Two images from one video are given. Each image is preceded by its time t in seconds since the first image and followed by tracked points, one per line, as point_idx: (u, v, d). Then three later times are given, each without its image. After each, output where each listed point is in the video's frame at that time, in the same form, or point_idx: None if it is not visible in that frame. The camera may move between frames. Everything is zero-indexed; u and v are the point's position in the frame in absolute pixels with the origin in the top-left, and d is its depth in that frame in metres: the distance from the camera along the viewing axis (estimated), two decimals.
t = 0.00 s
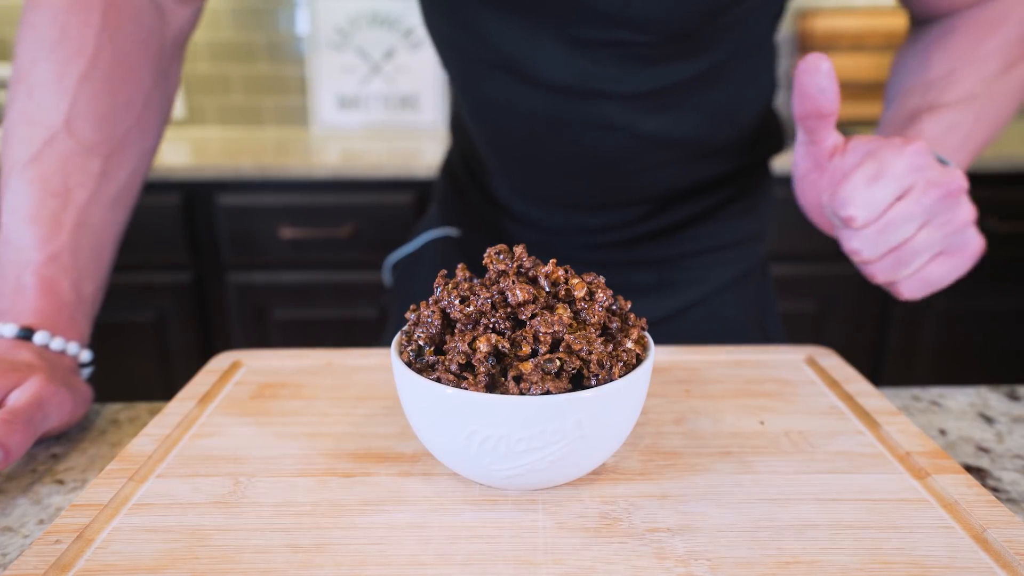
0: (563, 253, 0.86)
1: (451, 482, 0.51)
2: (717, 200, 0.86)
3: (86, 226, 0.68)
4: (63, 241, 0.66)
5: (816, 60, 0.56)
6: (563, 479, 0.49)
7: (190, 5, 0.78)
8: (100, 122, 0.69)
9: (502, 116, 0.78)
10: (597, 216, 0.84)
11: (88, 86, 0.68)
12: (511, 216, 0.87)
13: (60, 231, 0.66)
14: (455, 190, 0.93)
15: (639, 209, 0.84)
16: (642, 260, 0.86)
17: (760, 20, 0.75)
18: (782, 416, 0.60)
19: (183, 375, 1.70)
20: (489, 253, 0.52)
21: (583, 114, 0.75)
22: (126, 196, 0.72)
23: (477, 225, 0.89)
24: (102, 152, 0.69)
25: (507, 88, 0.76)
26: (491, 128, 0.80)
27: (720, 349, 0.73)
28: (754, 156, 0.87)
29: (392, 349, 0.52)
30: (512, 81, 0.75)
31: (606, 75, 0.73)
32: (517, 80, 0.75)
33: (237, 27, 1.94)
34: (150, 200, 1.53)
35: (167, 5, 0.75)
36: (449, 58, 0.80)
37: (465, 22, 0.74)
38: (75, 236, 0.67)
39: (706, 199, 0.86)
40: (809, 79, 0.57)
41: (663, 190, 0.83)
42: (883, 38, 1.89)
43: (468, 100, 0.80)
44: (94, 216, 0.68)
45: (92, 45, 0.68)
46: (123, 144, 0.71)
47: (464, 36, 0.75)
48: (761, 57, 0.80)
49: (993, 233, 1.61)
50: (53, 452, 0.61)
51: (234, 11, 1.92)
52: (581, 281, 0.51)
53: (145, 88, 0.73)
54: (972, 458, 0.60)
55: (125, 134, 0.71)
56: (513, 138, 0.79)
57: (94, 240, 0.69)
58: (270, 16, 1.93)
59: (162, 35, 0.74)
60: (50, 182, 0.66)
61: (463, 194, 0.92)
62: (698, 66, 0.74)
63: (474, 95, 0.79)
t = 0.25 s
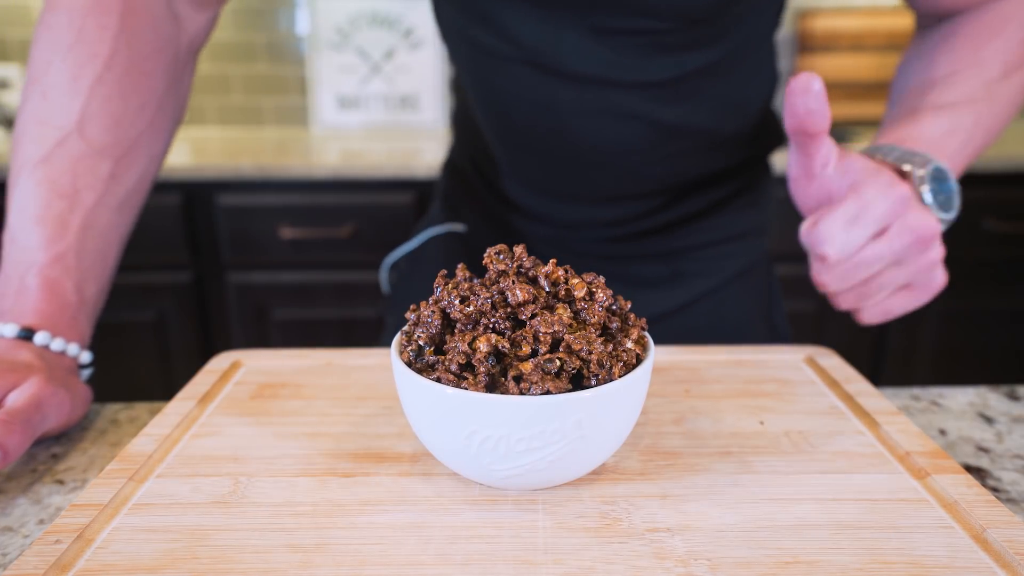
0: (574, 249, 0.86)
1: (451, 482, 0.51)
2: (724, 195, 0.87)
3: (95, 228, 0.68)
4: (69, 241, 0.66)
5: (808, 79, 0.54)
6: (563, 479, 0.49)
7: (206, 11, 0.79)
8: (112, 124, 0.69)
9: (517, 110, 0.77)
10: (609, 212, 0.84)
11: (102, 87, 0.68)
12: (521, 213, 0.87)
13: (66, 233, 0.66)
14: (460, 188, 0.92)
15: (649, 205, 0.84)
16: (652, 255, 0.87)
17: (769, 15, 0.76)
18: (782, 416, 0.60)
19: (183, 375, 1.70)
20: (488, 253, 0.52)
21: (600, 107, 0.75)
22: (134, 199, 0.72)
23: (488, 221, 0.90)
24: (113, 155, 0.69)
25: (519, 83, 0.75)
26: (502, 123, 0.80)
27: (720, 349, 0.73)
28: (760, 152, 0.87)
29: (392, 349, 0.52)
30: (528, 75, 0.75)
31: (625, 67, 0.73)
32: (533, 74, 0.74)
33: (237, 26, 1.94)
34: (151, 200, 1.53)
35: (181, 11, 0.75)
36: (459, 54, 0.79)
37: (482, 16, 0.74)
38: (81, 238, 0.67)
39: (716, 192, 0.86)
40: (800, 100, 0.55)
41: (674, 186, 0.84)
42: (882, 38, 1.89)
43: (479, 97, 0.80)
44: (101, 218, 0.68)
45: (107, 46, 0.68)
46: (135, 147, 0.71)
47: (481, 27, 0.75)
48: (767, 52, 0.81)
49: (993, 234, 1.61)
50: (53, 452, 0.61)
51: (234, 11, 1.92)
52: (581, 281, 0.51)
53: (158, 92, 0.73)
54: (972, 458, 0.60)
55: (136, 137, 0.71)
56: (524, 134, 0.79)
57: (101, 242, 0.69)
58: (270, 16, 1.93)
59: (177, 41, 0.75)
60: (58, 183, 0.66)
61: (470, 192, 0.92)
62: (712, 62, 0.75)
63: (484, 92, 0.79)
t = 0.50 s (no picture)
0: (583, 244, 0.84)
1: (451, 482, 0.51)
2: (731, 185, 0.87)
3: (98, 231, 0.68)
4: (71, 242, 0.66)
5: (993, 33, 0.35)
6: (563, 479, 0.49)
7: (215, 22, 0.79)
8: (117, 128, 0.69)
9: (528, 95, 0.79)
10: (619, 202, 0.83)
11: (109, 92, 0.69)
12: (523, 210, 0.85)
13: (69, 234, 0.66)
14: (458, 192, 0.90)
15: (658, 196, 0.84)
16: (663, 246, 0.85)
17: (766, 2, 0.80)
18: (782, 416, 0.60)
19: (183, 375, 1.70)
20: (489, 253, 0.52)
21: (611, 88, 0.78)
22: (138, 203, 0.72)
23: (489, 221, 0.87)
24: (117, 158, 0.69)
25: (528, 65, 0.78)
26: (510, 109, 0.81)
27: (721, 349, 0.73)
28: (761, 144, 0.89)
29: (392, 348, 0.52)
30: (540, 58, 0.77)
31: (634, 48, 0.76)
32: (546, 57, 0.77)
33: (237, 26, 1.94)
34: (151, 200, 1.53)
35: (189, 20, 0.75)
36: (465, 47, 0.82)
37: (495, 6, 0.78)
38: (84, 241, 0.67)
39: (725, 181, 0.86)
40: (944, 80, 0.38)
41: (682, 174, 0.84)
42: (882, 38, 1.89)
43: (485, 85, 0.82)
44: (104, 220, 0.68)
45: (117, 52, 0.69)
46: (136, 153, 0.71)
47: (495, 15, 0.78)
48: (766, 41, 0.84)
49: (993, 234, 1.60)
50: (53, 452, 0.61)
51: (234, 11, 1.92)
52: (581, 281, 0.51)
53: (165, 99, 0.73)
54: (972, 458, 0.60)
55: (141, 141, 0.71)
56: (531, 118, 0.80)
57: (103, 244, 0.68)
58: (271, 16, 1.93)
59: (183, 47, 0.74)
60: (63, 184, 0.66)
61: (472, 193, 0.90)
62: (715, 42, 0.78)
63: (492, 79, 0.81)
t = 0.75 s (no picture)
0: (581, 242, 0.84)
1: (451, 482, 0.51)
2: (720, 180, 0.89)
3: (98, 234, 0.68)
4: (70, 243, 0.66)
5: None
6: (562, 479, 0.49)
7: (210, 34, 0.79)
8: (114, 132, 0.69)
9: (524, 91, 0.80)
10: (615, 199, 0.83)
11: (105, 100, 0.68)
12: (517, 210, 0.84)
13: (68, 235, 0.66)
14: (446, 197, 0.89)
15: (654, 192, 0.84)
16: (658, 242, 0.86)
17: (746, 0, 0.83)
18: (782, 416, 0.60)
19: (183, 375, 1.70)
20: (489, 253, 0.52)
21: (606, 84, 0.79)
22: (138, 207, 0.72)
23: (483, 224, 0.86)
24: (114, 162, 0.69)
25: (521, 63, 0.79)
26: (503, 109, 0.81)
27: (721, 348, 0.73)
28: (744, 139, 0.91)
29: (392, 349, 0.52)
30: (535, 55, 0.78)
31: (627, 45, 0.77)
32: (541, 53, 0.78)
33: (238, 26, 1.94)
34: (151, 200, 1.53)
35: (184, 33, 0.75)
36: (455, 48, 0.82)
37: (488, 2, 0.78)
38: (84, 242, 0.67)
39: (712, 179, 0.88)
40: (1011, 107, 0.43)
41: (676, 170, 0.85)
42: (882, 38, 1.89)
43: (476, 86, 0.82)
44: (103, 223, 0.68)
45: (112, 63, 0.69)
46: (132, 158, 0.70)
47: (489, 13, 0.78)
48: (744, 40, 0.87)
49: (994, 235, 1.60)
50: (53, 452, 0.61)
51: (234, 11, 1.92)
52: (581, 281, 0.51)
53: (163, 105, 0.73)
54: (972, 458, 0.60)
55: (138, 146, 0.71)
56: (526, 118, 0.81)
57: (102, 246, 0.68)
58: (271, 16, 1.93)
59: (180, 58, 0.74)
60: (61, 187, 0.66)
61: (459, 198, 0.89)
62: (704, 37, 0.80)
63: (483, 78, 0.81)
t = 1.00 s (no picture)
0: (540, 234, 0.84)
1: (451, 482, 0.51)
2: (670, 174, 0.90)
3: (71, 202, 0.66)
4: (44, 208, 0.64)
5: None
6: (563, 479, 0.49)
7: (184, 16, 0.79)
8: (87, 102, 0.68)
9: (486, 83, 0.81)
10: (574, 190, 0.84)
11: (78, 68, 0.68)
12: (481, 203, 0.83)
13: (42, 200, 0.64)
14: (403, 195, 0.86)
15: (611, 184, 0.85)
16: (615, 234, 0.87)
17: None
18: (782, 416, 0.60)
19: (183, 375, 1.70)
20: (489, 253, 0.52)
21: (558, 75, 0.80)
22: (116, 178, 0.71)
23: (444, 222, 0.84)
24: (88, 132, 0.68)
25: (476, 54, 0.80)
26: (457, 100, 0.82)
27: (720, 348, 0.73)
28: (691, 137, 0.93)
29: (392, 349, 0.52)
30: (491, 49, 0.80)
31: (577, 37, 0.80)
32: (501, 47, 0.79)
33: (237, 26, 1.94)
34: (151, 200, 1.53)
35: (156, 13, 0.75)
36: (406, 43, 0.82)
37: None
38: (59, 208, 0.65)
39: (663, 172, 0.89)
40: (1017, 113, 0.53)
41: (632, 163, 0.86)
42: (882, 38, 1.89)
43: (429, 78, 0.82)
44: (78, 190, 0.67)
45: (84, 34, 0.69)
46: (106, 128, 0.69)
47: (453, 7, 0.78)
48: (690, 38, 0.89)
49: (993, 235, 1.60)
50: (53, 452, 0.61)
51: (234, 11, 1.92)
52: (581, 281, 0.51)
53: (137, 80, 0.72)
54: (972, 458, 0.60)
55: (113, 117, 0.70)
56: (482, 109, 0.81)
57: (77, 215, 0.67)
58: (270, 16, 1.93)
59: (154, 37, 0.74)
60: (35, 154, 0.65)
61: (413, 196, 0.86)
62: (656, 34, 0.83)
63: (437, 70, 0.81)
